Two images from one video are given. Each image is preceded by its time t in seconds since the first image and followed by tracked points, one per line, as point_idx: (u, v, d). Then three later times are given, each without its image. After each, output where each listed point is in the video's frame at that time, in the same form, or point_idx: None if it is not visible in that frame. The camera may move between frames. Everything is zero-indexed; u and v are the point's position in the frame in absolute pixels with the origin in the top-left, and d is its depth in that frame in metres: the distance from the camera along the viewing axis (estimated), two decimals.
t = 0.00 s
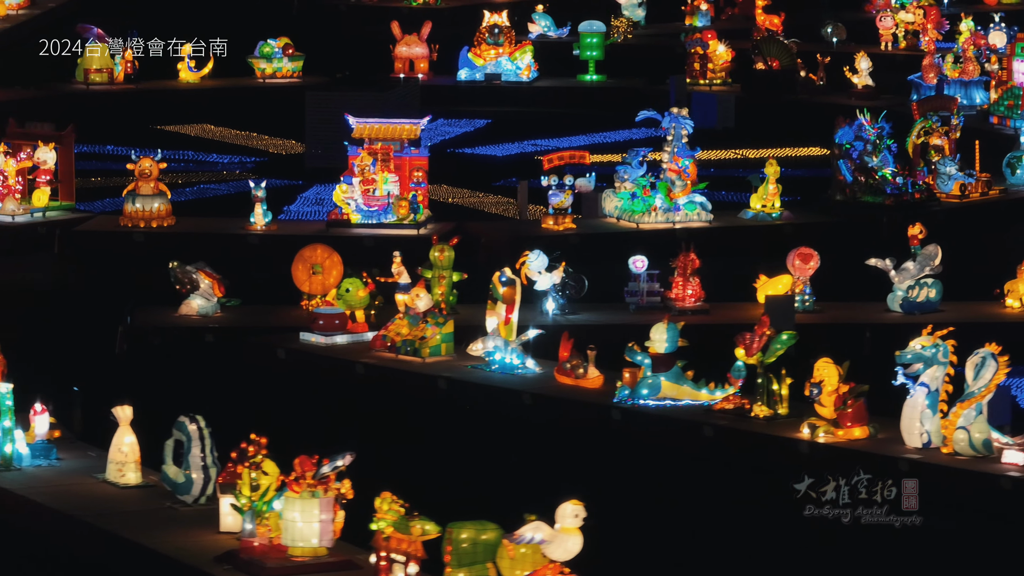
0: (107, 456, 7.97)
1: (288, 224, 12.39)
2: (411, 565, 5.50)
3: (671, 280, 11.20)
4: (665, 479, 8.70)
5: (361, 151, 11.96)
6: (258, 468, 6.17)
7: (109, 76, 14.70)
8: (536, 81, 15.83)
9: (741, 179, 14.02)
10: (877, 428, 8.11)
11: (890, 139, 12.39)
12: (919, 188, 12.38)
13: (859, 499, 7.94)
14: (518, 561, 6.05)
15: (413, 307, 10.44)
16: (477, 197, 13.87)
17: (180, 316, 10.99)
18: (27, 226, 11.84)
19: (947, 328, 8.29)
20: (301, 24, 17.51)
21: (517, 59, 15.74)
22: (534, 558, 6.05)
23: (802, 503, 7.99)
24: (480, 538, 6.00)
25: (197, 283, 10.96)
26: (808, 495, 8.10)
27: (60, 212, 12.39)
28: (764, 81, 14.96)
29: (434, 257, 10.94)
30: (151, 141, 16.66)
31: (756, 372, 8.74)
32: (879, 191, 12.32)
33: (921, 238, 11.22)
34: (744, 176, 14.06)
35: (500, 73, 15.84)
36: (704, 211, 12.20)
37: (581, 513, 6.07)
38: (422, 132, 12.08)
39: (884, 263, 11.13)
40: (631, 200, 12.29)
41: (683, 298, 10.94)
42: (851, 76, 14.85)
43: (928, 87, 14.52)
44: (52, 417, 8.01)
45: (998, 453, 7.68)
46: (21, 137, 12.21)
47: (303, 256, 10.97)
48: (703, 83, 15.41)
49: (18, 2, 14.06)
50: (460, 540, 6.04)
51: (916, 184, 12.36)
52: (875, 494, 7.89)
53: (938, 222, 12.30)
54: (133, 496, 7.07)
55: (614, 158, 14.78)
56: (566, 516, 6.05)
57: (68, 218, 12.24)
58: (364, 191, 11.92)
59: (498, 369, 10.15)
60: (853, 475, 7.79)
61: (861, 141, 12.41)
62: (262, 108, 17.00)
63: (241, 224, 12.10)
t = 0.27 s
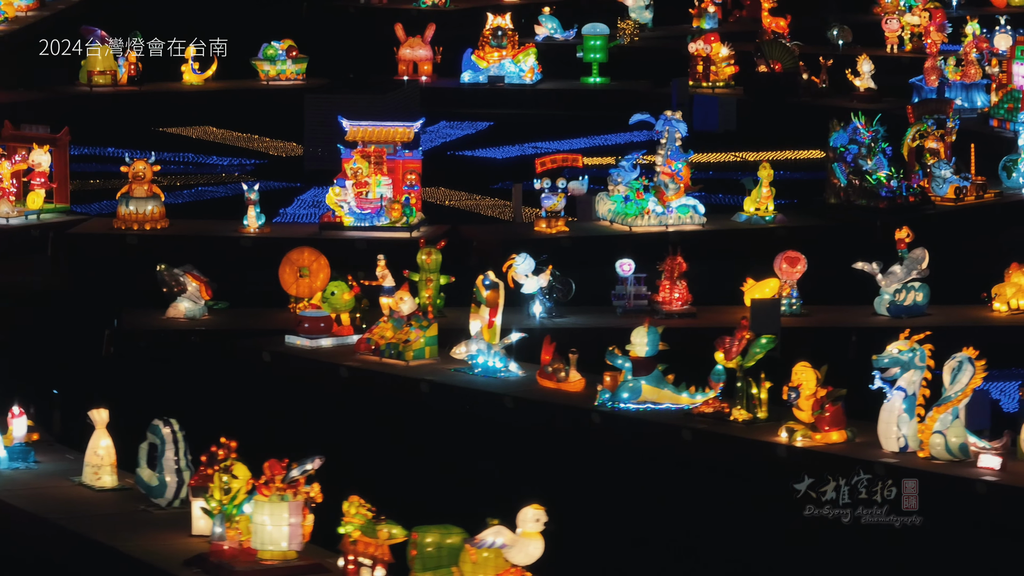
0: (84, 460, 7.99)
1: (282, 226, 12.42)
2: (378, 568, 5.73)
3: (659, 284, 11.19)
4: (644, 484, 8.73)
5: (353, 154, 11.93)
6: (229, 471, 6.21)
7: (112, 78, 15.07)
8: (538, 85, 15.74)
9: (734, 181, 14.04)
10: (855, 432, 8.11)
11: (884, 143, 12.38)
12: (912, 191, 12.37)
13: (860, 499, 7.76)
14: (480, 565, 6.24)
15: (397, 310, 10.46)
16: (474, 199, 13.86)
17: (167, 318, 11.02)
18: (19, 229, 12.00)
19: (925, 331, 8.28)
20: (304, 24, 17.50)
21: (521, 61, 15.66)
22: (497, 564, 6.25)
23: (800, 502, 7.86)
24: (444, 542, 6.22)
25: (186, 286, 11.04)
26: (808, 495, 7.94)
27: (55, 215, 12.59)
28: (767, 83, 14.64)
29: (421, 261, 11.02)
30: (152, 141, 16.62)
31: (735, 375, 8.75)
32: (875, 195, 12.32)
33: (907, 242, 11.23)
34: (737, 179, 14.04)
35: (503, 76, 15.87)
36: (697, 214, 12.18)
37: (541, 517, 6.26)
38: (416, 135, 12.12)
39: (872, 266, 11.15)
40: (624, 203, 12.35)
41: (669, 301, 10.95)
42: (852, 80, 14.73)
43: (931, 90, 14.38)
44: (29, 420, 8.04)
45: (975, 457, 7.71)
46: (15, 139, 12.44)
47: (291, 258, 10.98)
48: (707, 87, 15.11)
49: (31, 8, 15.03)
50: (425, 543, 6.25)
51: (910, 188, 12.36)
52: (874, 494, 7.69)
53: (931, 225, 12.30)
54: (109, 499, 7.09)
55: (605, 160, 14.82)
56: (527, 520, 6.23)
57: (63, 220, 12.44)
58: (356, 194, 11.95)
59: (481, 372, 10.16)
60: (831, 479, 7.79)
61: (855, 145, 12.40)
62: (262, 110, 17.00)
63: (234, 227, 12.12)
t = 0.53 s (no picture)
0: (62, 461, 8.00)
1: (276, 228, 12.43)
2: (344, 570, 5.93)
3: (646, 287, 11.18)
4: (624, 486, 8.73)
5: (347, 157, 12.03)
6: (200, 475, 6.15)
7: (116, 79, 15.01)
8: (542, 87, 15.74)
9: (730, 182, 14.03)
10: (833, 435, 8.12)
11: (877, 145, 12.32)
12: (908, 194, 12.30)
13: (860, 499, 7.64)
14: (443, 567, 6.45)
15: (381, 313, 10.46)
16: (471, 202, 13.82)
17: (154, 320, 11.04)
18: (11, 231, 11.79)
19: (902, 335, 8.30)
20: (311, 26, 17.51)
21: (524, 63, 15.60)
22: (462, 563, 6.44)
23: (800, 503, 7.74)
24: (409, 546, 6.43)
25: (173, 288, 11.04)
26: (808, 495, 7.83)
27: (50, 217, 12.53)
28: (769, 84, 14.70)
29: (409, 263, 11.05)
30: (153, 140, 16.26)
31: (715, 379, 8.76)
32: (869, 198, 12.23)
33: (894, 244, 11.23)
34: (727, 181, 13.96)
35: (506, 77, 15.69)
36: (690, 217, 12.22)
37: (502, 521, 6.49)
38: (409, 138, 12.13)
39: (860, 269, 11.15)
40: (617, 206, 12.35)
41: (657, 304, 10.92)
42: (854, 82, 14.77)
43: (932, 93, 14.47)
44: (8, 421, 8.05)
45: (951, 460, 7.71)
46: (10, 141, 12.29)
47: (279, 260, 11.00)
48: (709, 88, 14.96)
49: (42, 9, 15.28)
50: (389, 547, 6.46)
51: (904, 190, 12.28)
52: (874, 494, 7.56)
53: (926, 228, 12.29)
54: (85, 502, 7.10)
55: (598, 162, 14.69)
56: (487, 524, 6.47)
57: (58, 221, 12.34)
58: (349, 196, 11.99)
59: (463, 375, 10.15)
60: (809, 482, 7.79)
61: (849, 148, 12.39)
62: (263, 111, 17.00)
63: (227, 229, 12.14)
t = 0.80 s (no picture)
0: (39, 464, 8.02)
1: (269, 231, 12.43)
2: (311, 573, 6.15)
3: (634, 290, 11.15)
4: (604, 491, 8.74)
5: (341, 159, 12.00)
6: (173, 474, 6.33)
7: (120, 81, 15.04)
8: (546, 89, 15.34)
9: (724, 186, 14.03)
10: (810, 439, 8.11)
11: (873, 149, 12.34)
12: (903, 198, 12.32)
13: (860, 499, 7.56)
14: (406, 570, 6.53)
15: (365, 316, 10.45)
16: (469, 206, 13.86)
17: (141, 323, 11.05)
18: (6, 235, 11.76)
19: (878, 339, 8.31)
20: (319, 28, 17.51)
21: (528, 66, 15.25)
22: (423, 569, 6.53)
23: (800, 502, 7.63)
24: (373, 550, 6.54)
25: (159, 292, 11.02)
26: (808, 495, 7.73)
27: (45, 219, 12.60)
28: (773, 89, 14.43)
29: (397, 266, 11.11)
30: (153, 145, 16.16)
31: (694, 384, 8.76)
32: (860, 200, 12.20)
33: (882, 247, 11.22)
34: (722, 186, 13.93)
35: (510, 80, 15.39)
36: (684, 220, 12.22)
37: (463, 525, 6.54)
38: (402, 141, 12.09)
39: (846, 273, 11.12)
40: (613, 210, 12.34)
41: (645, 308, 10.86)
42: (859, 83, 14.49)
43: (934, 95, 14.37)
44: None
45: (929, 464, 7.70)
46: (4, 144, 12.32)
47: (266, 263, 11.00)
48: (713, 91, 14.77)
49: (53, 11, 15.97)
50: (355, 550, 6.58)
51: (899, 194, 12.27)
52: (874, 494, 7.49)
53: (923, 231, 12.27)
54: (60, 505, 7.12)
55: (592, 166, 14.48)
56: (449, 529, 6.52)
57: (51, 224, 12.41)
58: (343, 199, 11.98)
59: (446, 378, 10.11)
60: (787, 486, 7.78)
61: (845, 152, 12.39)
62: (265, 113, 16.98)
63: (221, 232, 12.14)
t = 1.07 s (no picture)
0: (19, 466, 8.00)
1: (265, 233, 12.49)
2: None
3: (622, 293, 11.14)
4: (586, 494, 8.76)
5: (335, 162, 11.98)
6: (146, 480, 6.45)
7: (125, 83, 15.45)
8: (550, 91, 16.09)
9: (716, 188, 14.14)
10: (790, 443, 8.11)
11: (870, 152, 12.32)
12: (898, 201, 12.48)
13: (860, 499, 7.51)
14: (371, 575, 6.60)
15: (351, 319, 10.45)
16: (465, 207, 13.99)
17: (130, 326, 11.08)
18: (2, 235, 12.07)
19: (856, 344, 8.34)
20: (332, 32, 17.77)
21: (532, 69, 16.00)
22: (386, 574, 6.61)
23: (800, 502, 7.57)
24: (339, 554, 6.54)
25: (149, 294, 11.04)
26: (807, 494, 7.66)
27: (42, 221, 12.68)
28: (776, 91, 14.67)
29: (385, 269, 11.17)
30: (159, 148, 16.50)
31: (675, 387, 8.78)
32: (856, 202, 12.35)
33: (871, 251, 11.26)
34: (716, 188, 14.10)
35: (515, 82, 16.10)
36: (677, 223, 12.22)
37: (426, 530, 6.61)
38: (397, 144, 12.08)
39: (834, 276, 11.12)
40: (605, 212, 12.25)
41: (632, 310, 10.86)
42: (861, 88, 14.65)
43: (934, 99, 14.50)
44: None
45: (906, 468, 7.74)
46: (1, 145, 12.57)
47: (255, 266, 11.03)
48: (717, 94, 15.21)
49: (62, 13, 16.75)
50: (321, 554, 6.57)
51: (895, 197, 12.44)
52: (875, 494, 7.44)
53: (920, 233, 12.36)
54: (38, 507, 7.13)
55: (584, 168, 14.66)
56: (413, 533, 6.58)
57: (47, 226, 12.51)
58: (337, 202, 11.99)
59: (430, 381, 10.10)
60: (767, 492, 7.78)
61: (840, 155, 12.32)
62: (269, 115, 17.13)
63: (217, 235, 12.21)
